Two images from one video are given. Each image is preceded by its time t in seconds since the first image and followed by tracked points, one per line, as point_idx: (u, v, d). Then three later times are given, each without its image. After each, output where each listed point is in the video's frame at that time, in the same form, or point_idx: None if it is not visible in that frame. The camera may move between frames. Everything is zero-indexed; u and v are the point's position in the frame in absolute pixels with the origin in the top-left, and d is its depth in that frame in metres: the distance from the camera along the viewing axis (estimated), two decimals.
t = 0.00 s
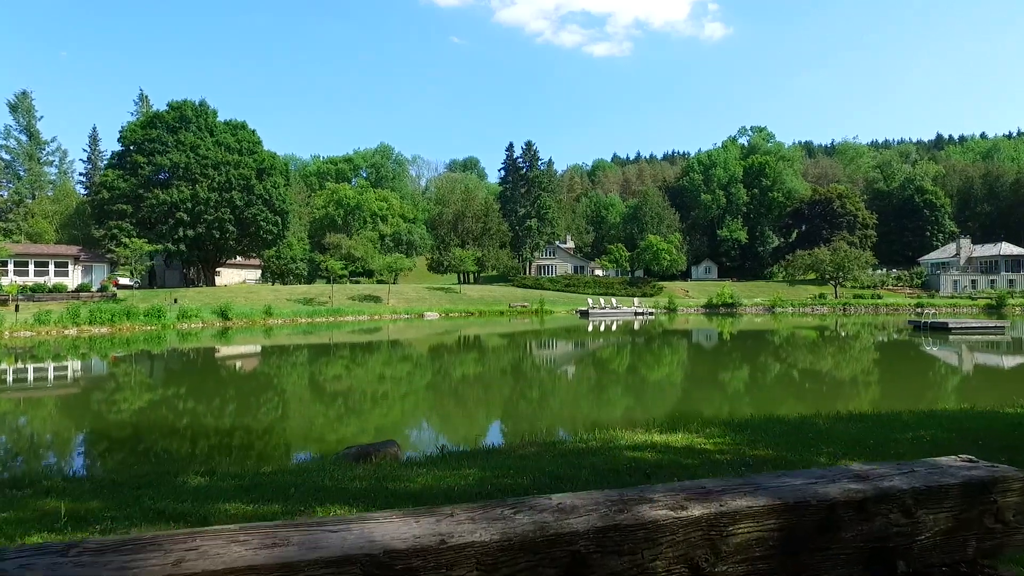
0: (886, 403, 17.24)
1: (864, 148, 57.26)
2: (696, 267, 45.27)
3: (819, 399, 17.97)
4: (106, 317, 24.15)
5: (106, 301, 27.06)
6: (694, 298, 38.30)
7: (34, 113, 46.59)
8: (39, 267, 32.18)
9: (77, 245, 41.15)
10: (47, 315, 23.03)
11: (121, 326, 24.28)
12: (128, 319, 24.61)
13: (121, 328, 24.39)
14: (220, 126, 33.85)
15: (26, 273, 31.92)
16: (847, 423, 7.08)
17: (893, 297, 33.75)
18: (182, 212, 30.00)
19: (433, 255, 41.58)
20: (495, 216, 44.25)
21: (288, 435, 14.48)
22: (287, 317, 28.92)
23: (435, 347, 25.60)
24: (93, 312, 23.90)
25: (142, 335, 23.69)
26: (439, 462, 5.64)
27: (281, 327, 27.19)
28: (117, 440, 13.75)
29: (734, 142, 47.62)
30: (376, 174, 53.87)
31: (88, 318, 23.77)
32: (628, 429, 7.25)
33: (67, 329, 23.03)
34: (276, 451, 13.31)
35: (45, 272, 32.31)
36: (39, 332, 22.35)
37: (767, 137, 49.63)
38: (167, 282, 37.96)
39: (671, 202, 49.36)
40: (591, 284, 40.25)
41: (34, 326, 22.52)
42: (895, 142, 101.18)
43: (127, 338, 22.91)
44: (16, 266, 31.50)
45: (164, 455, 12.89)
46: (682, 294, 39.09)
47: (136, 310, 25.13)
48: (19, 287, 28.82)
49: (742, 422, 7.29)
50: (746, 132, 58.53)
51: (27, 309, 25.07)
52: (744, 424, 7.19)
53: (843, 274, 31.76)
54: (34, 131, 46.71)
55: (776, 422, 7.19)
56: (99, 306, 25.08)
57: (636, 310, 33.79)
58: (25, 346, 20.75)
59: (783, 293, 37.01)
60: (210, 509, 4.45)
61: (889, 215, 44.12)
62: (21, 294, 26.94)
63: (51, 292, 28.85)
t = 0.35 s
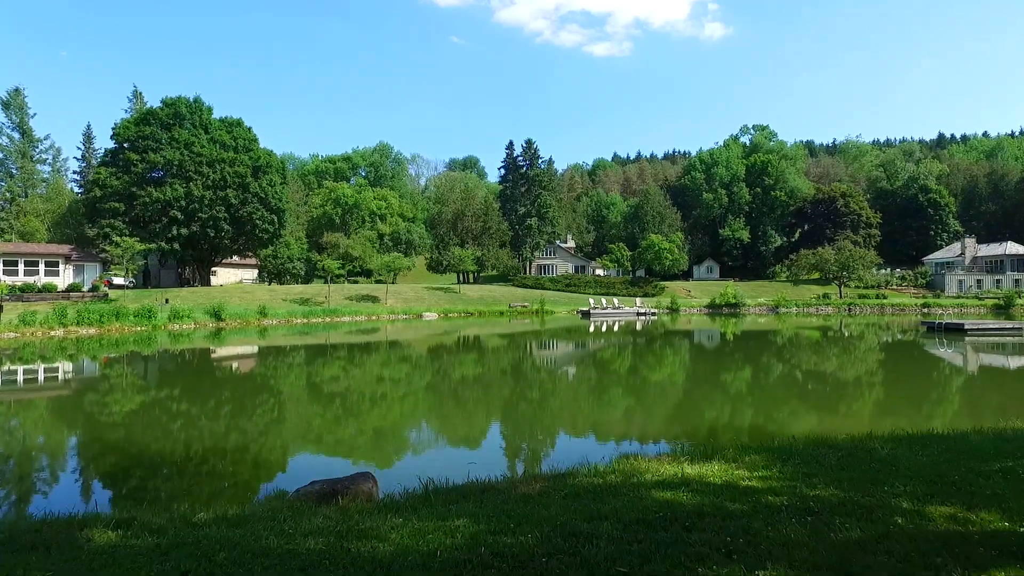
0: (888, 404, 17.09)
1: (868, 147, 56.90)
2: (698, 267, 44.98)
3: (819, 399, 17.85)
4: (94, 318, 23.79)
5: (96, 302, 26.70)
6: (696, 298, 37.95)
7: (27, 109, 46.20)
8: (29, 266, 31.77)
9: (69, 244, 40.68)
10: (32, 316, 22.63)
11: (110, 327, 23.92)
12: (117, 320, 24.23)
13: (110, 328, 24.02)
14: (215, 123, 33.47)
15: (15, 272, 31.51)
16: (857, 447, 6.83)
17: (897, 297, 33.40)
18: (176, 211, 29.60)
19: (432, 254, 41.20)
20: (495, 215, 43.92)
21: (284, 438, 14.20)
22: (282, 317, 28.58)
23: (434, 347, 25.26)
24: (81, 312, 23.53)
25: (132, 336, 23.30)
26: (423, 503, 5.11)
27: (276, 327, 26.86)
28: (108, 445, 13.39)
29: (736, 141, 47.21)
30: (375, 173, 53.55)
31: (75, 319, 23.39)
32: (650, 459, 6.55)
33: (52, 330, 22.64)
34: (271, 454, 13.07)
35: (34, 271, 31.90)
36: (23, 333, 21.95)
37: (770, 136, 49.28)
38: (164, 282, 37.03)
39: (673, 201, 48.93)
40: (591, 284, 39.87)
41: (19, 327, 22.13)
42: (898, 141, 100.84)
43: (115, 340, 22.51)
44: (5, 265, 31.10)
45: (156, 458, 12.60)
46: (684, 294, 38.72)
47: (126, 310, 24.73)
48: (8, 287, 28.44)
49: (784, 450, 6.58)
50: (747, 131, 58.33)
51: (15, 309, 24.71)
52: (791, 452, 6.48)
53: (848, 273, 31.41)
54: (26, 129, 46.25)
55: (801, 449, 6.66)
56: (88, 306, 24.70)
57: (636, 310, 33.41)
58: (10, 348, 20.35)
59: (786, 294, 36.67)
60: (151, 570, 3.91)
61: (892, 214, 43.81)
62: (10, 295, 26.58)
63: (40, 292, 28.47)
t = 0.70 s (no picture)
0: (891, 405, 16.79)
1: (870, 145, 56.53)
2: (699, 266, 44.62)
3: (820, 400, 17.57)
4: (81, 320, 23.38)
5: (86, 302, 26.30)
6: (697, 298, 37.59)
7: (18, 107, 45.80)
8: (18, 266, 31.36)
9: (61, 244, 40.27)
10: (15, 318, 22.21)
11: (96, 329, 23.52)
12: (104, 321, 23.83)
13: (97, 330, 23.64)
14: (209, 120, 33.14)
15: (4, 272, 31.12)
16: (884, 470, 6.36)
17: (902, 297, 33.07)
18: (168, 209, 29.23)
19: (431, 254, 40.83)
20: (495, 214, 43.54)
21: (281, 440, 13.83)
22: (276, 318, 28.20)
23: (432, 348, 24.86)
24: (67, 313, 23.13)
25: (121, 338, 22.90)
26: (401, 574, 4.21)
27: (271, 328, 26.48)
28: (97, 449, 12.98)
29: (738, 139, 46.82)
30: (374, 171, 53.16)
31: (60, 320, 22.97)
32: (697, 508, 5.34)
33: (36, 332, 22.22)
34: (267, 456, 12.73)
35: (23, 271, 31.49)
36: (8, 335, 21.55)
37: (771, 134, 48.88)
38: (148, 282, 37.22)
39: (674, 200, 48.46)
40: (592, 284, 39.53)
41: (2, 328, 21.73)
42: (901, 140, 100.53)
43: (103, 342, 22.12)
44: None
45: (147, 462, 12.24)
46: (686, 294, 38.33)
47: (114, 311, 24.31)
48: None
49: (859, 492, 5.46)
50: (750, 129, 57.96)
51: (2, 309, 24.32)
52: (868, 494, 5.39)
53: (852, 273, 31.04)
54: (17, 127, 45.85)
55: (856, 482, 5.82)
56: (76, 307, 24.31)
57: (636, 310, 33.01)
58: None
59: (788, 294, 36.29)
60: None
61: (895, 213, 43.49)
62: None
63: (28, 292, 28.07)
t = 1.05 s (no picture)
0: (893, 407, 16.45)
1: (873, 144, 56.15)
2: (701, 266, 44.22)
3: (821, 401, 17.21)
4: (65, 321, 22.88)
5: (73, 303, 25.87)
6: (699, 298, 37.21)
7: (8, 104, 45.32)
8: (6, 266, 30.93)
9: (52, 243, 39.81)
10: None
11: (81, 330, 23.04)
12: (90, 322, 23.35)
13: (82, 332, 23.15)
14: (203, 117, 32.87)
15: None
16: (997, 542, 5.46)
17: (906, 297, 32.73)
18: (160, 207, 28.87)
19: (429, 254, 40.44)
20: (494, 213, 43.15)
21: (277, 443, 13.42)
22: (270, 319, 27.80)
23: (431, 349, 24.46)
24: (51, 315, 22.64)
25: (108, 340, 22.46)
26: None
27: (264, 329, 26.04)
28: (87, 453, 12.60)
29: (740, 138, 46.38)
30: (372, 170, 52.74)
31: (44, 321, 22.49)
32: None
33: (20, 334, 21.75)
34: (262, 459, 12.35)
35: (11, 271, 31.04)
36: None
37: (773, 133, 48.45)
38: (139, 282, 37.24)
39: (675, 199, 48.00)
40: (593, 284, 39.16)
41: None
42: (903, 141, 100.42)
43: (89, 344, 21.67)
44: None
45: (138, 466, 11.84)
46: (687, 294, 37.93)
47: (101, 312, 23.84)
48: None
49: None
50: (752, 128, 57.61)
51: None
52: None
53: (857, 273, 30.67)
54: (8, 124, 45.38)
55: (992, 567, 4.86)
56: (63, 308, 23.86)
57: (636, 311, 32.59)
58: None
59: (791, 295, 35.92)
60: None
61: (898, 213, 43.12)
62: None
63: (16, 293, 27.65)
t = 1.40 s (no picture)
0: (895, 407, 16.13)
1: (873, 143, 55.89)
2: (700, 266, 43.86)
3: (822, 402, 16.89)
4: (46, 322, 22.28)
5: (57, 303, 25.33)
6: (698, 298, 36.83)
7: None
8: None
9: (39, 242, 39.22)
10: None
11: (63, 332, 22.46)
12: (72, 323, 22.78)
13: (63, 333, 22.55)
14: (194, 113, 32.57)
15: None
16: None
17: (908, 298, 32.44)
18: (149, 205, 28.45)
19: (425, 253, 40.01)
20: (492, 212, 42.76)
21: (270, 446, 13.02)
22: (261, 320, 27.33)
23: (427, 350, 24.06)
24: (31, 316, 21.99)
25: (91, 342, 21.91)
26: None
27: (253, 331, 25.57)
28: (74, 457, 12.17)
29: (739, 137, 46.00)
30: (368, 169, 52.28)
31: (24, 322, 21.91)
32: None
33: None
34: (255, 462, 11.96)
35: None
36: None
37: (772, 132, 48.13)
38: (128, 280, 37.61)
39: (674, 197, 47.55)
40: (591, 283, 38.80)
41: None
42: (901, 141, 100.48)
43: (71, 346, 21.15)
44: None
45: (127, 470, 11.42)
46: (687, 294, 37.57)
47: (83, 313, 23.27)
48: None
49: None
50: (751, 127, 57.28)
51: None
52: None
53: (859, 273, 30.37)
54: None
55: None
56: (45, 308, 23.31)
57: (635, 311, 32.18)
58: None
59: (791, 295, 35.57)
60: None
61: (898, 212, 42.86)
62: None
63: None
